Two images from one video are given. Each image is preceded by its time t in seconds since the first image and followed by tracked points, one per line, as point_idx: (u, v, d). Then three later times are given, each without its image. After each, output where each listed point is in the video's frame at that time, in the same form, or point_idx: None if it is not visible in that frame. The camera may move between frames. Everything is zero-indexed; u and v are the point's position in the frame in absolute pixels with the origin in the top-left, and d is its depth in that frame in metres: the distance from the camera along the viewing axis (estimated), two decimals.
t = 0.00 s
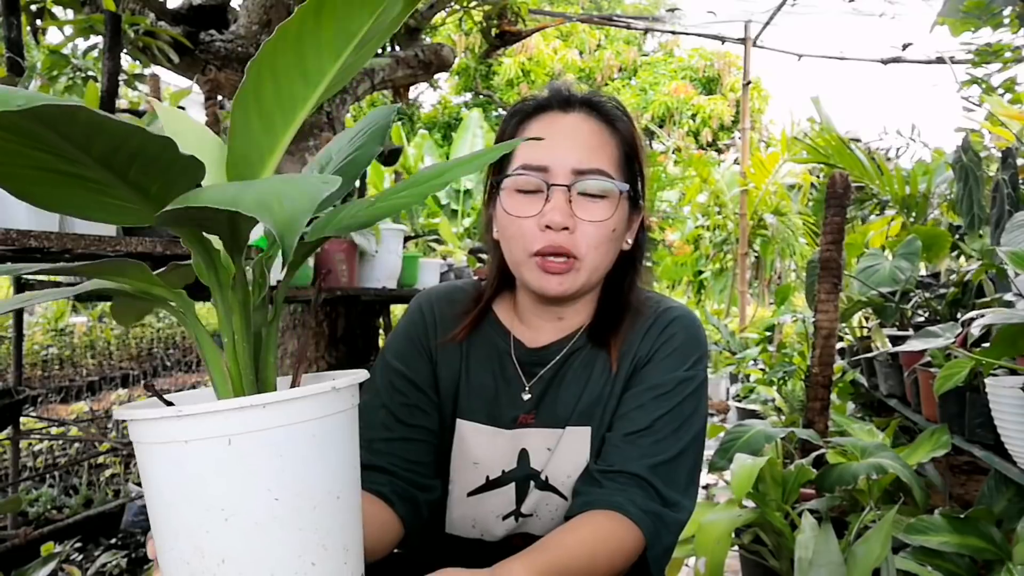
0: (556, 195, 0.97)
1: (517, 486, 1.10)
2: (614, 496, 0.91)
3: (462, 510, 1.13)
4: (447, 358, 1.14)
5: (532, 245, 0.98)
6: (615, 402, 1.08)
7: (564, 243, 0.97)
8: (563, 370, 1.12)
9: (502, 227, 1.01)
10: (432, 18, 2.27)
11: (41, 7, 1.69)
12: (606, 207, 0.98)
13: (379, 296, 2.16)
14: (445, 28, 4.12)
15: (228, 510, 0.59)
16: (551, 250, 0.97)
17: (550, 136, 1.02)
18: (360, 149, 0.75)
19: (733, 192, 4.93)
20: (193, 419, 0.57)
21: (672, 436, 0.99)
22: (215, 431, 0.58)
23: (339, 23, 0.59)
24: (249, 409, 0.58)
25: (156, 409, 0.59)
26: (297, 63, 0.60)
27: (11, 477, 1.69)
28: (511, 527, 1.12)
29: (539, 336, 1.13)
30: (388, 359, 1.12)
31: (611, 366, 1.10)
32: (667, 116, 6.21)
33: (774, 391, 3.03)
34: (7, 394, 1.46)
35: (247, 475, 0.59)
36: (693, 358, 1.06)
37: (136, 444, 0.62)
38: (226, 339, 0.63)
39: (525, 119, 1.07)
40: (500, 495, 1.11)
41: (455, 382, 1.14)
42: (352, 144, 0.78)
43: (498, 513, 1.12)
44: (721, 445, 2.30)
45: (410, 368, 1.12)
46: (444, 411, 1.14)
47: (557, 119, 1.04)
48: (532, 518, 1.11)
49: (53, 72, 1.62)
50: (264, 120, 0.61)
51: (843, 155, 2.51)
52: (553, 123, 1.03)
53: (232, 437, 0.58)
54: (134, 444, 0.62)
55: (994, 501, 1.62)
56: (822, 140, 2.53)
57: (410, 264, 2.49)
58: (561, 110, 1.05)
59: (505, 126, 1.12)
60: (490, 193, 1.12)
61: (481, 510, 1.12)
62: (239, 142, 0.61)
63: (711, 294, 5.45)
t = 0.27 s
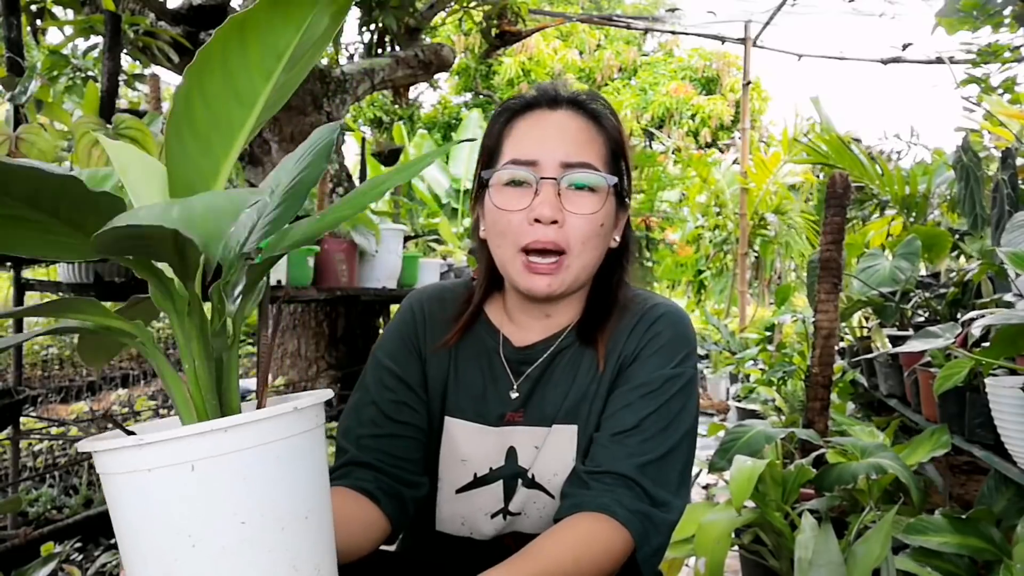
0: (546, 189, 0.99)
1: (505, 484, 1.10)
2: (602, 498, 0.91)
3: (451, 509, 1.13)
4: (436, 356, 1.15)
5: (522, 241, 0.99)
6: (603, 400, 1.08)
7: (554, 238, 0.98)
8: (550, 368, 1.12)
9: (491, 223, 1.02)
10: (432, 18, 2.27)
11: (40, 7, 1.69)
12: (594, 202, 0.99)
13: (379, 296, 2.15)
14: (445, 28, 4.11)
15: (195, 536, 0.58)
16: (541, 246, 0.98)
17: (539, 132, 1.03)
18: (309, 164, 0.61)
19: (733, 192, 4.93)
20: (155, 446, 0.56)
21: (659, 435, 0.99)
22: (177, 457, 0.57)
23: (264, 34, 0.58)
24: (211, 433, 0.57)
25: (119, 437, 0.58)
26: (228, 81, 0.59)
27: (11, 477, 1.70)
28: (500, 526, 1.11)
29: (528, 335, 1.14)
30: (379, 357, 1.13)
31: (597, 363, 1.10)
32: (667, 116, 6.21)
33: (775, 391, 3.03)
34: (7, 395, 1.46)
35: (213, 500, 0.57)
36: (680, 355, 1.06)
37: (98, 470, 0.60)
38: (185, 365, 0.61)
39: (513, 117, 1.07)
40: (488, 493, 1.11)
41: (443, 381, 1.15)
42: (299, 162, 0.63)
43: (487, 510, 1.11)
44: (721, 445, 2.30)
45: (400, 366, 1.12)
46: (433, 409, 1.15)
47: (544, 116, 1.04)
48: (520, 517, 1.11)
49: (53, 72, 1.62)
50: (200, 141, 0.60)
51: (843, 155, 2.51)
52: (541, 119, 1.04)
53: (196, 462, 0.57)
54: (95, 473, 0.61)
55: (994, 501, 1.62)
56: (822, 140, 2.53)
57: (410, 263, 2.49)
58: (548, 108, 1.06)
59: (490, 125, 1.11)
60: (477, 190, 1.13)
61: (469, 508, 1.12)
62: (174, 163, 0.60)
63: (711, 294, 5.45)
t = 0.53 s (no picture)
0: (532, 189, 0.98)
1: (501, 484, 1.10)
2: (595, 500, 0.90)
3: (448, 509, 1.13)
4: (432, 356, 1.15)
5: (511, 242, 0.99)
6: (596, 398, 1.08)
7: (544, 238, 0.98)
8: (543, 369, 1.12)
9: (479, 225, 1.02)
10: (432, 18, 2.27)
11: (41, 7, 1.69)
12: (583, 200, 0.98)
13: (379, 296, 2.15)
14: (445, 29, 4.12)
15: None
16: (531, 245, 0.98)
17: (525, 133, 1.03)
18: (329, 191, 0.69)
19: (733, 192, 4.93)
20: (146, 489, 0.53)
21: (652, 434, 0.99)
22: (169, 501, 0.53)
23: (302, 74, 0.54)
24: (206, 478, 0.53)
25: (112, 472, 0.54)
26: (258, 118, 0.55)
27: (11, 476, 1.69)
28: (496, 527, 1.11)
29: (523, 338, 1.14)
30: (377, 357, 1.13)
31: (590, 362, 1.10)
32: (667, 116, 6.22)
33: (774, 391, 3.03)
34: (7, 394, 1.45)
35: (205, 544, 0.55)
36: (673, 350, 1.05)
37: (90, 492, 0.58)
38: (184, 395, 0.59)
39: (500, 119, 1.08)
40: (485, 494, 1.11)
41: (439, 382, 1.15)
42: (323, 180, 0.71)
43: (483, 511, 1.11)
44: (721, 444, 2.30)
45: (396, 366, 1.12)
46: (428, 410, 1.15)
47: (530, 117, 1.05)
48: (517, 518, 1.11)
49: (53, 72, 1.62)
50: (227, 177, 0.57)
51: (843, 155, 2.52)
52: (527, 120, 1.04)
53: (189, 505, 0.54)
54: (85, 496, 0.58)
55: (994, 501, 1.62)
56: (822, 140, 2.53)
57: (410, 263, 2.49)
58: (534, 109, 1.06)
59: (479, 127, 1.12)
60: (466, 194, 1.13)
61: (466, 509, 1.12)
62: (199, 198, 0.57)
63: (711, 294, 5.45)
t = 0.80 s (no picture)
0: (528, 187, 0.99)
1: (501, 485, 1.10)
2: (595, 500, 0.91)
3: (447, 510, 1.13)
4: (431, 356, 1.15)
5: (500, 239, 0.99)
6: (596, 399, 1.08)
7: (530, 238, 0.98)
8: (542, 371, 1.12)
9: (477, 221, 1.03)
10: (432, 18, 2.28)
11: (41, 7, 1.69)
12: (579, 203, 0.99)
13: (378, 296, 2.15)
14: (445, 29, 4.12)
15: None
16: (518, 244, 0.98)
17: (531, 131, 1.03)
18: (291, 192, 0.68)
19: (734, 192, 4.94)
20: (127, 511, 0.52)
21: (653, 435, 0.99)
22: (152, 522, 0.53)
23: (245, 76, 0.53)
24: (188, 496, 0.53)
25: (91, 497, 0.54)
26: (209, 122, 0.55)
27: (11, 477, 1.69)
28: (495, 528, 1.11)
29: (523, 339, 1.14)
30: (377, 357, 1.13)
31: (589, 364, 1.10)
32: (667, 116, 6.22)
33: (774, 391, 3.03)
34: (7, 395, 1.45)
35: (190, 563, 0.54)
36: (673, 351, 1.06)
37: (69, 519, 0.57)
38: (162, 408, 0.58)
39: (512, 116, 1.08)
40: (484, 495, 1.11)
41: (440, 382, 1.15)
42: (283, 182, 0.70)
43: (482, 513, 1.11)
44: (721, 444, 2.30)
45: (395, 365, 1.13)
46: (427, 410, 1.15)
47: (539, 117, 1.05)
48: (516, 520, 1.11)
49: (53, 72, 1.62)
50: (178, 185, 0.57)
51: (843, 154, 2.52)
52: (535, 120, 1.05)
53: (172, 525, 0.53)
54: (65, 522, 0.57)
55: (994, 501, 1.62)
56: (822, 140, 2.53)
57: (410, 264, 2.49)
58: (544, 109, 1.06)
59: (490, 124, 1.13)
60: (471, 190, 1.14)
61: (465, 510, 1.12)
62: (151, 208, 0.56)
63: (711, 294, 5.45)
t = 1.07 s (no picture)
0: (551, 190, 1.00)
1: (506, 488, 1.09)
2: (597, 505, 0.91)
3: (451, 512, 1.13)
4: (439, 356, 1.15)
5: (518, 237, 1.00)
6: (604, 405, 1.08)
7: (547, 239, 0.99)
8: (553, 374, 1.12)
9: (499, 217, 1.04)
10: (432, 18, 2.28)
11: (41, 7, 1.69)
12: (598, 212, 1.00)
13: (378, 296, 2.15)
14: (445, 29, 4.12)
15: None
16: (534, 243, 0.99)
17: (561, 133, 1.04)
18: (295, 192, 0.68)
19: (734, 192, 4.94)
20: (133, 497, 0.53)
21: (659, 442, 0.99)
22: (157, 508, 0.53)
23: (248, 71, 0.53)
24: (192, 482, 0.53)
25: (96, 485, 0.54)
26: (210, 118, 0.55)
27: (11, 477, 1.69)
28: (499, 530, 1.11)
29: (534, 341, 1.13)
30: (383, 357, 1.13)
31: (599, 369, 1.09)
32: (667, 116, 6.22)
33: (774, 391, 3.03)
34: (7, 395, 1.45)
35: (195, 551, 0.54)
36: (683, 361, 1.05)
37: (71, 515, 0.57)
38: (164, 405, 0.58)
39: (547, 116, 1.08)
40: (489, 498, 1.11)
41: (448, 383, 1.14)
42: (286, 186, 0.70)
43: (487, 515, 1.11)
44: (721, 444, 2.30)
45: (402, 365, 1.12)
46: (434, 409, 1.15)
47: (573, 120, 1.05)
48: (521, 522, 1.11)
49: (53, 72, 1.62)
50: (180, 176, 0.56)
51: (843, 154, 2.52)
52: (567, 122, 1.05)
53: (177, 512, 0.53)
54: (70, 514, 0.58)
55: (995, 502, 1.62)
56: (822, 140, 2.53)
57: (410, 263, 2.49)
58: (579, 112, 1.06)
59: (526, 120, 1.14)
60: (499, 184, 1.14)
61: (469, 512, 1.12)
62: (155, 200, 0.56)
63: (711, 294, 5.45)
